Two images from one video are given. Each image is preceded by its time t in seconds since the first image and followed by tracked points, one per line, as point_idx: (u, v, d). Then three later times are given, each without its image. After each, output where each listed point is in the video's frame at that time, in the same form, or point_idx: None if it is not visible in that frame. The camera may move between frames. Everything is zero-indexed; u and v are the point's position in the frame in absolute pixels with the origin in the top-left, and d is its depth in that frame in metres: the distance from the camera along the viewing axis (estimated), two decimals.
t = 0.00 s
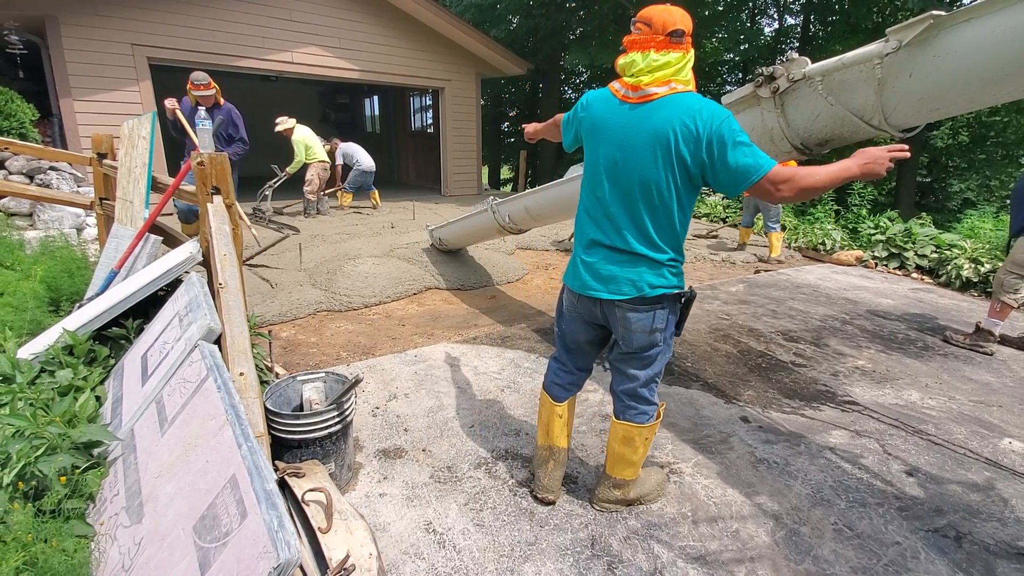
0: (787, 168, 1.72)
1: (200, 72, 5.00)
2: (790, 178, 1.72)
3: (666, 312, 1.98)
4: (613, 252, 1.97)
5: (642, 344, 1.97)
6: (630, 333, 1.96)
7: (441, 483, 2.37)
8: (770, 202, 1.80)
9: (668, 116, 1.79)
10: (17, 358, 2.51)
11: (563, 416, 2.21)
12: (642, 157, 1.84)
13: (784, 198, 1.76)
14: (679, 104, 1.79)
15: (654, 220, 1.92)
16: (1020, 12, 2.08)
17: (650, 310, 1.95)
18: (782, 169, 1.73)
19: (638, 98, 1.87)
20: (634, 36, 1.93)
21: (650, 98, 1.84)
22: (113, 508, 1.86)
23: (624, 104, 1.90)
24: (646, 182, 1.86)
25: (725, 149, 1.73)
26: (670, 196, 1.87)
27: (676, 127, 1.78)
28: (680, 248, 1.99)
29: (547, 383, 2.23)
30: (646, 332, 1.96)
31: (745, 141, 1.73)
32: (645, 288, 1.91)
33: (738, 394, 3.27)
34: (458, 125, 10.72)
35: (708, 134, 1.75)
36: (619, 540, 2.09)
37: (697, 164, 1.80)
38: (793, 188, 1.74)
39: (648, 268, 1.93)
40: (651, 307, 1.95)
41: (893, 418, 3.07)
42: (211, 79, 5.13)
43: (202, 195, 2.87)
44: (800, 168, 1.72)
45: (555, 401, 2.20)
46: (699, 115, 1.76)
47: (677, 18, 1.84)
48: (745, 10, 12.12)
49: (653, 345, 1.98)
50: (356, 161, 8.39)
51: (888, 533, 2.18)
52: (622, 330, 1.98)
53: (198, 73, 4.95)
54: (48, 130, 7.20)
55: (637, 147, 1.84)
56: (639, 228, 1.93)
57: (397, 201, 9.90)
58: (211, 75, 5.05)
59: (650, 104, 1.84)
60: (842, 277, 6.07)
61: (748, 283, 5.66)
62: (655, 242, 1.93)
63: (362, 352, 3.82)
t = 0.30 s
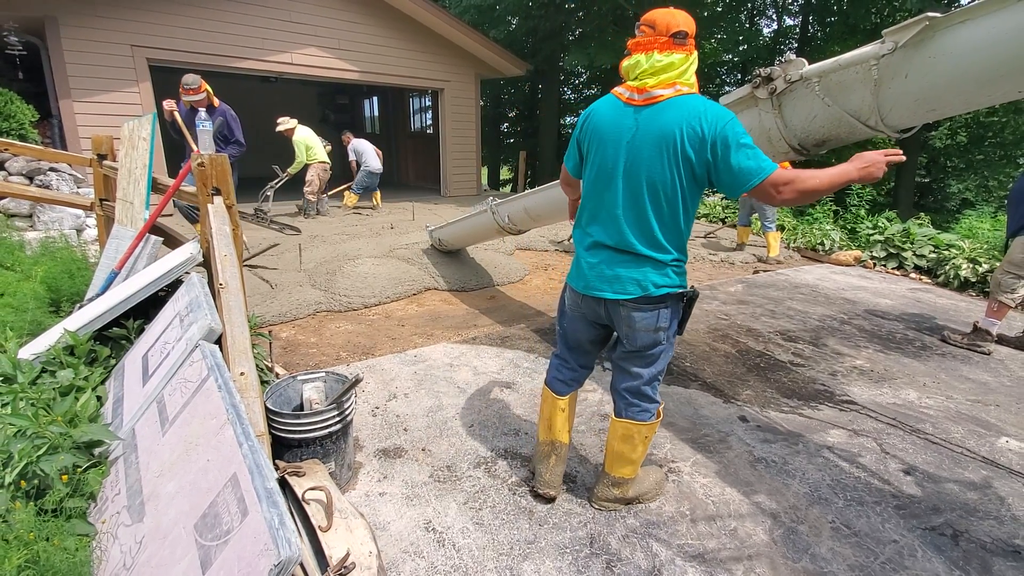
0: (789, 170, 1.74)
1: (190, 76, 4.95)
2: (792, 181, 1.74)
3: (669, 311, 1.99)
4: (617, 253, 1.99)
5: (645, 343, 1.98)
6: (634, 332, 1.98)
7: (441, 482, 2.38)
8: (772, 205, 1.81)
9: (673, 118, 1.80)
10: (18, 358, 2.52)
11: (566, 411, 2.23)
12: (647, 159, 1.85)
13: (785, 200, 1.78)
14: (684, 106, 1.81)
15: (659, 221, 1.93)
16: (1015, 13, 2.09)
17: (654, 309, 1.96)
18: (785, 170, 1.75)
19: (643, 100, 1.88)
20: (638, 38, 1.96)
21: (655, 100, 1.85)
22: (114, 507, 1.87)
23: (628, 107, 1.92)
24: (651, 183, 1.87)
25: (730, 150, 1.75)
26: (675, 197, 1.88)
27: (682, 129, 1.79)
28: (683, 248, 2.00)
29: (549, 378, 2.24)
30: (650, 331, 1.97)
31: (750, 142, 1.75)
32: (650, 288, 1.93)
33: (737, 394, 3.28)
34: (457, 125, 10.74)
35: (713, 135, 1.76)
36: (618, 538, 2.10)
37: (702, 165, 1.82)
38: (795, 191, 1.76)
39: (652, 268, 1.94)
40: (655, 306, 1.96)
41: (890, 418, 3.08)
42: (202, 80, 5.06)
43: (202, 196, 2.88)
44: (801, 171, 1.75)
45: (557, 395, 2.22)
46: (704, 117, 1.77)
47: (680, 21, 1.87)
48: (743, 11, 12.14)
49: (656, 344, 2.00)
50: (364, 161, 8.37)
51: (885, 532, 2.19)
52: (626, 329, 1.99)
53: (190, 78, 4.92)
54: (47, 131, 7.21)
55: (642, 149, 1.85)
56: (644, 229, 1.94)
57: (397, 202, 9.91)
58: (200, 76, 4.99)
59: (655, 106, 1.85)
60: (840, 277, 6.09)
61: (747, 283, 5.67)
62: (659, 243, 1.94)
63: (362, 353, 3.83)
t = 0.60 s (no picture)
0: (788, 175, 1.75)
1: (176, 78, 4.83)
2: (790, 186, 1.75)
3: (669, 311, 1.99)
4: (617, 253, 2.00)
5: (642, 343, 1.99)
6: (632, 331, 1.99)
7: (440, 482, 2.38)
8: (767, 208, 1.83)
9: (675, 121, 1.82)
10: (18, 358, 2.53)
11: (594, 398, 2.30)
12: (648, 161, 1.86)
13: (783, 204, 1.80)
14: (686, 108, 1.82)
15: (659, 222, 1.94)
16: (1009, 15, 2.11)
17: (652, 308, 1.96)
18: (784, 175, 1.75)
19: (646, 102, 1.89)
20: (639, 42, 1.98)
21: (658, 102, 1.86)
22: (113, 507, 1.87)
23: (631, 109, 1.93)
24: (651, 185, 1.88)
25: (730, 153, 1.76)
26: (675, 199, 1.89)
27: (683, 131, 1.80)
28: (684, 250, 2.00)
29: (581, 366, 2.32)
30: (648, 330, 1.97)
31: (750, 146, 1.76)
32: (648, 289, 1.94)
33: (735, 393, 3.29)
34: (456, 126, 10.75)
35: (714, 138, 1.77)
36: (616, 537, 2.11)
37: (703, 168, 1.82)
38: (791, 196, 1.78)
39: (650, 269, 1.95)
40: (653, 305, 1.96)
41: (888, 417, 3.09)
42: (189, 83, 4.93)
43: (201, 197, 2.88)
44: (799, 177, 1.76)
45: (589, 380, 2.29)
46: (705, 119, 1.78)
47: (679, 23, 1.89)
48: (741, 11, 12.16)
49: (655, 344, 2.00)
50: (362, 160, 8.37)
51: (883, 530, 2.20)
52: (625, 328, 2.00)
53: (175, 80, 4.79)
54: (47, 133, 7.22)
55: (643, 150, 1.87)
56: (644, 230, 1.94)
57: (396, 203, 9.92)
58: (186, 78, 4.85)
59: (657, 109, 1.86)
60: (839, 277, 6.10)
61: (746, 283, 5.68)
62: (659, 244, 1.95)
63: (361, 353, 3.84)
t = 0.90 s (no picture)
0: (775, 177, 1.76)
1: (168, 80, 4.77)
2: (776, 188, 1.77)
3: (674, 306, 2.01)
4: (623, 253, 2.01)
5: (648, 337, 2.01)
6: (637, 326, 2.01)
7: (440, 481, 2.39)
8: (755, 209, 1.84)
9: (669, 123, 1.83)
10: (19, 358, 2.54)
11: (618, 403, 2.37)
12: (645, 163, 1.88)
13: (768, 206, 1.82)
14: (680, 111, 1.83)
15: (662, 222, 1.95)
16: (1006, 16, 2.12)
17: (658, 304, 1.99)
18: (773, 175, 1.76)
19: (641, 107, 1.91)
20: (634, 50, 1.99)
21: (653, 107, 1.88)
22: (115, 505, 1.88)
23: (627, 115, 1.95)
24: (650, 185, 1.89)
25: (723, 153, 1.77)
26: (675, 199, 1.90)
27: (677, 133, 1.81)
28: (688, 247, 2.01)
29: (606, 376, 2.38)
30: (654, 325, 1.99)
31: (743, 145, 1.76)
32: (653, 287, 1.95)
33: (734, 393, 3.30)
34: (456, 127, 10.76)
35: (707, 139, 1.78)
36: (617, 536, 2.12)
37: (699, 168, 1.83)
38: (779, 197, 1.79)
39: (655, 267, 1.96)
40: (659, 301, 1.99)
41: (887, 416, 3.10)
42: (180, 82, 4.86)
43: (201, 197, 2.90)
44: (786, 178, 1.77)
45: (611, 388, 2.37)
46: (698, 121, 1.79)
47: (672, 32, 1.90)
48: (740, 12, 12.18)
49: (660, 339, 2.02)
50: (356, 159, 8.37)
51: (882, 529, 2.20)
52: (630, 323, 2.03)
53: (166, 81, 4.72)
54: (47, 133, 7.22)
55: (640, 153, 1.88)
56: (645, 229, 1.95)
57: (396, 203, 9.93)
58: (177, 78, 4.78)
59: (651, 113, 1.88)
60: (838, 277, 6.11)
61: (745, 283, 5.69)
62: (662, 242, 1.95)
63: (361, 353, 3.85)
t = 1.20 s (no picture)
0: (770, 170, 1.77)
1: (175, 78, 4.82)
2: (772, 179, 1.76)
3: (683, 302, 1.98)
4: (629, 251, 2.03)
5: (661, 331, 2.03)
6: (647, 321, 2.05)
7: (440, 481, 2.39)
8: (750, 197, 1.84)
9: (667, 119, 1.86)
10: (19, 358, 2.55)
11: (630, 397, 2.31)
12: (646, 159, 1.91)
13: (762, 196, 1.80)
14: (677, 107, 1.86)
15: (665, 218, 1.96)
16: (1004, 17, 2.13)
17: (663, 301, 1.98)
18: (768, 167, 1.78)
19: (642, 108, 1.94)
20: (635, 55, 2.01)
21: (652, 106, 1.91)
22: (116, 506, 1.88)
23: (629, 116, 1.99)
24: (651, 182, 1.92)
25: (721, 145, 1.79)
26: (677, 194, 1.92)
27: (676, 129, 1.84)
28: (694, 242, 2.01)
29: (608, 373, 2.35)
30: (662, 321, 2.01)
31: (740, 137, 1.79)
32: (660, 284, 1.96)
33: (734, 393, 3.30)
34: (456, 128, 10.78)
35: (705, 132, 1.81)
36: (617, 536, 2.12)
37: (699, 162, 1.86)
38: (774, 188, 1.78)
39: (659, 262, 1.96)
40: (665, 299, 1.98)
41: (886, 416, 3.10)
42: (187, 80, 4.92)
43: (202, 198, 2.90)
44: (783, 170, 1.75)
45: (619, 383, 2.32)
46: (696, 115, 1.82)
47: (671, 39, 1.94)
48: (739, 13, 12.20)
49: (674, 333, 2.03)
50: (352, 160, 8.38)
51: (882, 529, 2.21)
52: (642, 318, 2.06)
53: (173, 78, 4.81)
54: (47, 134, 7.23)
55: (641, 150, 1.92)
56: (650, 225, 1.97)
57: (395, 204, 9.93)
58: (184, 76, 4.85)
59: (651, 111, 1.91)
60: (837, 277, 6.12)
61: (744, 283, 5.70)
62: (667, 237, 1.96)
63: (361, 353, 3.85)
